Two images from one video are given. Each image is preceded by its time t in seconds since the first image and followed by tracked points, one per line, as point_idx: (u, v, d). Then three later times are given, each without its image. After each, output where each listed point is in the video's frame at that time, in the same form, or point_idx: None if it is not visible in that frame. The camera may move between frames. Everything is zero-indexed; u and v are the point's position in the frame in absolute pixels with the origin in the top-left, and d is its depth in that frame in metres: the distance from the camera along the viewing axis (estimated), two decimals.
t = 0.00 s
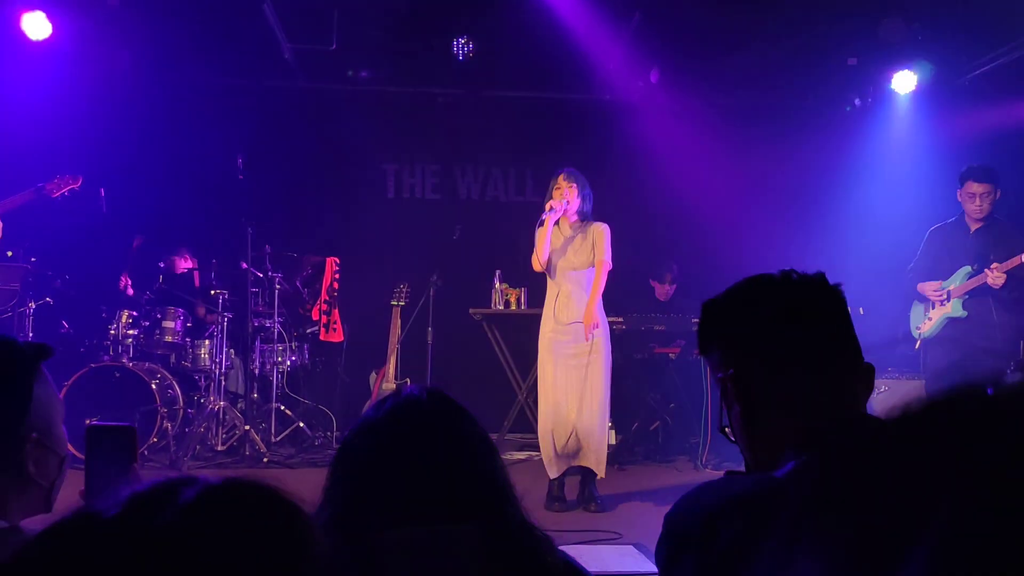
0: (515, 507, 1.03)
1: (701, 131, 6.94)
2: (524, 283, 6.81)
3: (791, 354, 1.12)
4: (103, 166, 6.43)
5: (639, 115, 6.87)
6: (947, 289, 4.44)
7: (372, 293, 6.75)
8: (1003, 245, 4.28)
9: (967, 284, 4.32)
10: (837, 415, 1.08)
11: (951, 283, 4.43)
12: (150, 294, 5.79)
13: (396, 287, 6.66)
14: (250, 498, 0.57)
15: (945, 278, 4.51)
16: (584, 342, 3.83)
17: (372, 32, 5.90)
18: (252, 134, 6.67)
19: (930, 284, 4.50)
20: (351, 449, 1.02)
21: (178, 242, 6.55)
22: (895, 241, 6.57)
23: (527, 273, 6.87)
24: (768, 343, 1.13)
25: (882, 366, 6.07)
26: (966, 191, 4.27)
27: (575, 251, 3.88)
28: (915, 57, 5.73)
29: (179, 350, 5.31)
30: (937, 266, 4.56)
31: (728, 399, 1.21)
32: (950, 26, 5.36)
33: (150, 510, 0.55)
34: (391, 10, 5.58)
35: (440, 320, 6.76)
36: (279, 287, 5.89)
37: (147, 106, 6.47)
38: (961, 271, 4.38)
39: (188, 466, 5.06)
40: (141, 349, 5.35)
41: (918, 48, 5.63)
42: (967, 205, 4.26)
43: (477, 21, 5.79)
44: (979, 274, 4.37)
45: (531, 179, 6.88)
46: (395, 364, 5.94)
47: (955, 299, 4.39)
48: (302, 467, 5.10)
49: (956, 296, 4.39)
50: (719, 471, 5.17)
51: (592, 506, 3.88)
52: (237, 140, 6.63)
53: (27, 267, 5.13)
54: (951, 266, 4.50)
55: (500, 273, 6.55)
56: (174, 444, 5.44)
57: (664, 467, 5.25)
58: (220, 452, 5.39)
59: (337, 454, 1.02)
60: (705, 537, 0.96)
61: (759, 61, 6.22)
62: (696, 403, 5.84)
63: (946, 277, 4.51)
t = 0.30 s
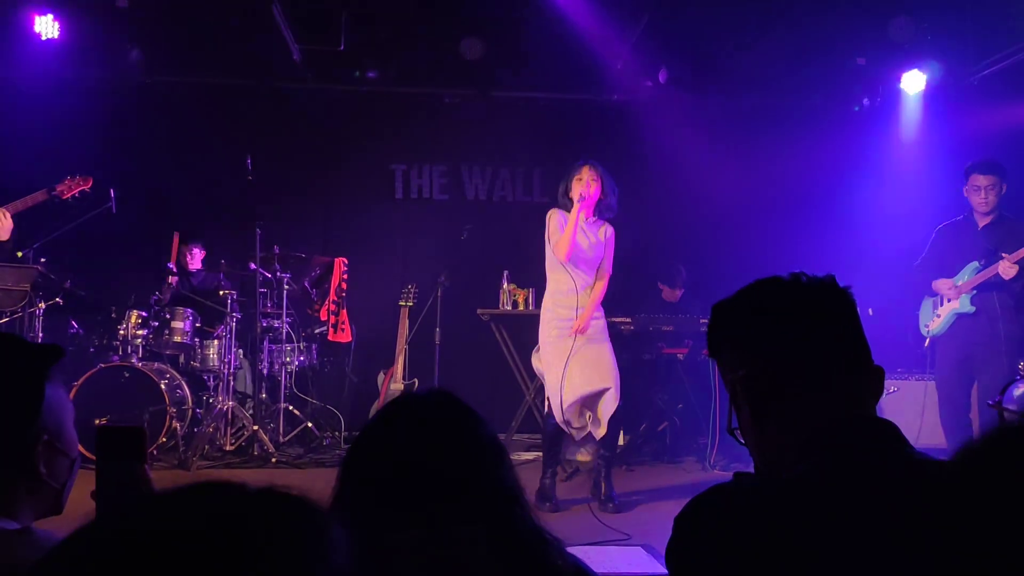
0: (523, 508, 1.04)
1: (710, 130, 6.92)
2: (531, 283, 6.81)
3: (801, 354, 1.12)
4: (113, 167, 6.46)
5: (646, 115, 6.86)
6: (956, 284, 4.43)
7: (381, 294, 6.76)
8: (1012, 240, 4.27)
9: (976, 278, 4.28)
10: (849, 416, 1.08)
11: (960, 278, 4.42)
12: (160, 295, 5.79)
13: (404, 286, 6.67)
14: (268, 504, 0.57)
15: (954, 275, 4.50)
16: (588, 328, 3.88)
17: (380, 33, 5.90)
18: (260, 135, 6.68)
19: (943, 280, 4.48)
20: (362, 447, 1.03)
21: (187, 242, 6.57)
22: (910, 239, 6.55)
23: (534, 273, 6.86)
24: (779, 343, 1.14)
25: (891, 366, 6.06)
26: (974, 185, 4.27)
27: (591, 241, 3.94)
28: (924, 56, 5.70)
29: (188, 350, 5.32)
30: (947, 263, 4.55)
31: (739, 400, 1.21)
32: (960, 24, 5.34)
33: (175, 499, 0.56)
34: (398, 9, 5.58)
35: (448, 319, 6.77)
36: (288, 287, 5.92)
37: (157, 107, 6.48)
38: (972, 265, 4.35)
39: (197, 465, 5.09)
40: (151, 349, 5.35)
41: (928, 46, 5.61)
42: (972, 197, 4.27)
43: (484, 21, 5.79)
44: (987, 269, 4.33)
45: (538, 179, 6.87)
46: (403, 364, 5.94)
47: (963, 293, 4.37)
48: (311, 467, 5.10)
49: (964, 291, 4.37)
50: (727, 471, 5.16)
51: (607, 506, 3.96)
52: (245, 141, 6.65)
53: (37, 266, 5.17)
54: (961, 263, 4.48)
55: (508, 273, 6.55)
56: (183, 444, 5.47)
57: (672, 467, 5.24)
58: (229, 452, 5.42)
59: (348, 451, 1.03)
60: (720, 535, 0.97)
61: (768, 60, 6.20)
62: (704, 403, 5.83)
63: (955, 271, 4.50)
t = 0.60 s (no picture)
0: (522, 508, 1.03)
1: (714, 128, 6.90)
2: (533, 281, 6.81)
3: (805, 356, 1.12)
4: (115, 166, 6.47)
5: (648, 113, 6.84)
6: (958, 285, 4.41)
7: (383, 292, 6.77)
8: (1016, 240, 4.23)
9: (976, 279, 4.29)
10: (852, 419, 1.07)
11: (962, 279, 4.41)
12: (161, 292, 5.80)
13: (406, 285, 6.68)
14: (250, 502, 0.57)
15: (957, 275, 4.49)
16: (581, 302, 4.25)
17: (381, 32, 5.90)
18: (262, 133, 6.68)
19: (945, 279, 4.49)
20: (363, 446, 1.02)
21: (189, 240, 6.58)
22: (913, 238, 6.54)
23: (536, 271, 6.87)
24: (782, 343, 1.13)
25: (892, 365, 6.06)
26: (979, 181, 4.27)
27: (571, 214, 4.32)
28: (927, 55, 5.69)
29: (191, 348, 5.33)
30: (949, 262, 4.55)
31: (740, 399, 1.20)
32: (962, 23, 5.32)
33: (158, 496, 0.55)
34: (398, 8, 5.57)
35: (449, 317, 6.78)
36: (290, 285, 5.94)
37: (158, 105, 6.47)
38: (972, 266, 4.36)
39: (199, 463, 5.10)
40: (153, 347, 5.37)
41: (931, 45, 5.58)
42: (976, 194, 4.27)
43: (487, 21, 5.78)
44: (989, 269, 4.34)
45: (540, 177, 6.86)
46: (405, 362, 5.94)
47: (965, 295, 4.36)
48: (314, 466, 5.10)
49: (966, 292, 4.36)
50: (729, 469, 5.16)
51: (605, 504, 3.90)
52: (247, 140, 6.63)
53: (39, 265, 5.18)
54: (963, 262, 4.48)
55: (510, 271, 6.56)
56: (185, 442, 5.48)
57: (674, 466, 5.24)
58: (232, 450, 5.42)
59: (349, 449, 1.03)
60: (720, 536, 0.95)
61: (770, 58, 6.19)
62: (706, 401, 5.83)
63: (956, 273, 4.52)
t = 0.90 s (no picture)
0: (520, 508, 1.03)
1: (714, 127, 6.84)
2: (533, 279, 6.81)
3: (806, 357, 1.11)
4: (115, 164, 6.49)
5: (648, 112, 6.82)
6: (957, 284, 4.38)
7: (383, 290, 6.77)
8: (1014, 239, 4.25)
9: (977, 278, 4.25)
10: (851, 418, 1.07)
11: (961, 278, 4.38)
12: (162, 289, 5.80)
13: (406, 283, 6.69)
14: (238, 510, 0.59)
15: (955, 274, 4.46)
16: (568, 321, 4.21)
17: (379, 30, 5.87)
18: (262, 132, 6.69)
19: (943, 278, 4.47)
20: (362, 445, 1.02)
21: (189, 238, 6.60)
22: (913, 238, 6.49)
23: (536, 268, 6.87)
24: (781, 343, 1.13)
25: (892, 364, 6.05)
26: (978, 182, 4.29)
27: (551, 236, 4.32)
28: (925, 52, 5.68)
29: (190, 346, 5.34)
30: (950, 260, 4.54)
31: (740, 399, 1.20)
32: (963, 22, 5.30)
33: (149, 514, 0.58)
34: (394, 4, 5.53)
35: (449, 314, 6.80)
36: (289, 283, 5.95)
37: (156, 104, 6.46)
38: (972, 265, 4.33)
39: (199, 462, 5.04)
40: (153, 346, 5.36)
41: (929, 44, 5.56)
42: (976, 193, 4.28)
43: (485, 19, 5.77)
44: (988, 267, 4.31)
45: (539, 175, 6.87)
46: (405, 360, 5.93)
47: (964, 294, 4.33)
48: (314, 463, 5.11)
49: (965, 292, 4.33)
50: (729, 467, 5.17)
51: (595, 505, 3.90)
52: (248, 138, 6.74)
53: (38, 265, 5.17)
54: (963, 260, 4.46)
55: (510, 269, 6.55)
56: (185, 440, 5.48)
57: (673, 463, 5.25)
58: (232, 448, 5.41)
59: (349, 448, 1.04)
60: (718, 536, 0.96)
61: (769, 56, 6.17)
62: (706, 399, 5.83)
63: (955, 271, 4.49)
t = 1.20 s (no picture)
0: (517, 512, 1.03)
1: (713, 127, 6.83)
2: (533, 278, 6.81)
3: (804, 357, 1.11)
4: (115, 162, 6.50)
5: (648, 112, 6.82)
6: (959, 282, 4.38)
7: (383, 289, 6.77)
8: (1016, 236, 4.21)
9: (978, 276, 4.26)
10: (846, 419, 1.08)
11: (963, 275, 4.38)
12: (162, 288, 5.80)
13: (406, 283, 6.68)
14: (238, 522, 0.59)
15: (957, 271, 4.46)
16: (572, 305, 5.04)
17: (378, 28, 5.86)
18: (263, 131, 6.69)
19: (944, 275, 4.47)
20: (361, 448, 1.03)
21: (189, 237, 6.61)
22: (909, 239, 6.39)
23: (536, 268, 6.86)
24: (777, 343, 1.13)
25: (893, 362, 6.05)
26: (983, 175, 4.26)
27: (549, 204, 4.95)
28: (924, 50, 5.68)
29: (190, 345, 5.34)
30: (950, 258, 4.53)
31: (736, 400, 1.20)
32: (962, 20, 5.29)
33: (150, 524, 0.58)
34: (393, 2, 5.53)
35: (449, 314, 6.80)
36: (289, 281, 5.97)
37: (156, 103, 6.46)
38: (973, 263, 4.33)
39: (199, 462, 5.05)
40: (153, 345, 5.35)
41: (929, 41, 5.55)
42: (979, 186, 4.26)
43: (485, 17, 5.77)
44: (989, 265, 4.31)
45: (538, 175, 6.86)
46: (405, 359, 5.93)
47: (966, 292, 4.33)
48: (313, 462, 5.11)
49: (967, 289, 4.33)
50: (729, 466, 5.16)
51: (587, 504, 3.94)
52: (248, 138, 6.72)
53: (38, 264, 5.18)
54: (964, 258, 4.46)
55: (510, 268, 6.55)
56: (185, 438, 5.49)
57: (674, 462, 5.25)
58: (232, 447, 5.42)
59: (347, 450, 1.04)
60: (716, 536, 0.96)
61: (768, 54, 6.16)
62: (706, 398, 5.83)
63: (959, 266, 4.46)
